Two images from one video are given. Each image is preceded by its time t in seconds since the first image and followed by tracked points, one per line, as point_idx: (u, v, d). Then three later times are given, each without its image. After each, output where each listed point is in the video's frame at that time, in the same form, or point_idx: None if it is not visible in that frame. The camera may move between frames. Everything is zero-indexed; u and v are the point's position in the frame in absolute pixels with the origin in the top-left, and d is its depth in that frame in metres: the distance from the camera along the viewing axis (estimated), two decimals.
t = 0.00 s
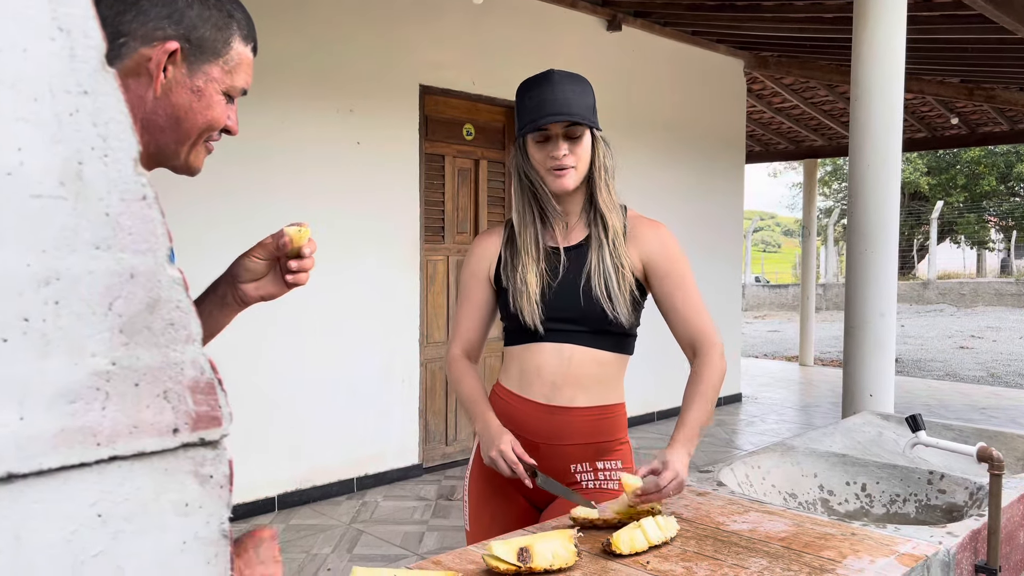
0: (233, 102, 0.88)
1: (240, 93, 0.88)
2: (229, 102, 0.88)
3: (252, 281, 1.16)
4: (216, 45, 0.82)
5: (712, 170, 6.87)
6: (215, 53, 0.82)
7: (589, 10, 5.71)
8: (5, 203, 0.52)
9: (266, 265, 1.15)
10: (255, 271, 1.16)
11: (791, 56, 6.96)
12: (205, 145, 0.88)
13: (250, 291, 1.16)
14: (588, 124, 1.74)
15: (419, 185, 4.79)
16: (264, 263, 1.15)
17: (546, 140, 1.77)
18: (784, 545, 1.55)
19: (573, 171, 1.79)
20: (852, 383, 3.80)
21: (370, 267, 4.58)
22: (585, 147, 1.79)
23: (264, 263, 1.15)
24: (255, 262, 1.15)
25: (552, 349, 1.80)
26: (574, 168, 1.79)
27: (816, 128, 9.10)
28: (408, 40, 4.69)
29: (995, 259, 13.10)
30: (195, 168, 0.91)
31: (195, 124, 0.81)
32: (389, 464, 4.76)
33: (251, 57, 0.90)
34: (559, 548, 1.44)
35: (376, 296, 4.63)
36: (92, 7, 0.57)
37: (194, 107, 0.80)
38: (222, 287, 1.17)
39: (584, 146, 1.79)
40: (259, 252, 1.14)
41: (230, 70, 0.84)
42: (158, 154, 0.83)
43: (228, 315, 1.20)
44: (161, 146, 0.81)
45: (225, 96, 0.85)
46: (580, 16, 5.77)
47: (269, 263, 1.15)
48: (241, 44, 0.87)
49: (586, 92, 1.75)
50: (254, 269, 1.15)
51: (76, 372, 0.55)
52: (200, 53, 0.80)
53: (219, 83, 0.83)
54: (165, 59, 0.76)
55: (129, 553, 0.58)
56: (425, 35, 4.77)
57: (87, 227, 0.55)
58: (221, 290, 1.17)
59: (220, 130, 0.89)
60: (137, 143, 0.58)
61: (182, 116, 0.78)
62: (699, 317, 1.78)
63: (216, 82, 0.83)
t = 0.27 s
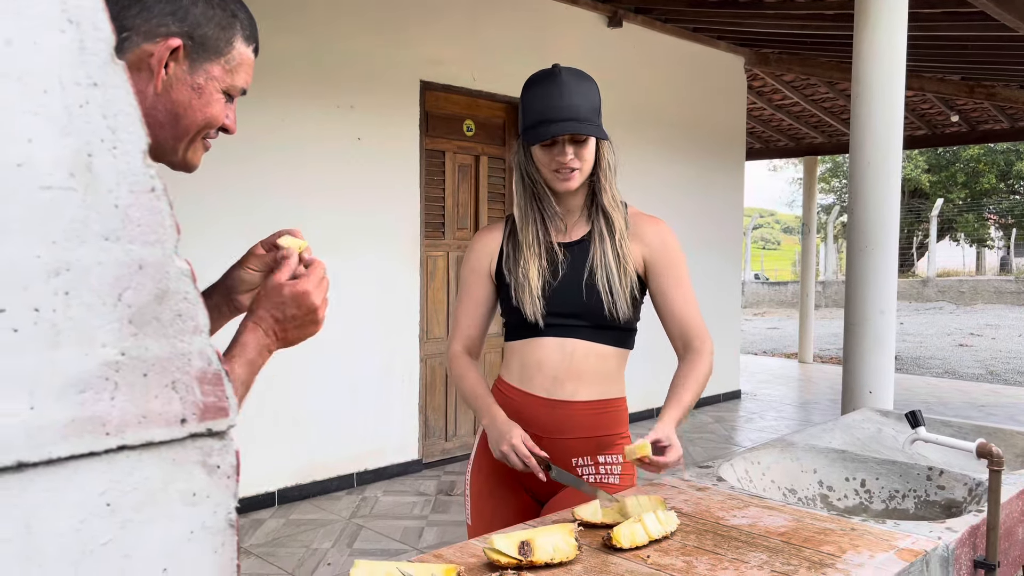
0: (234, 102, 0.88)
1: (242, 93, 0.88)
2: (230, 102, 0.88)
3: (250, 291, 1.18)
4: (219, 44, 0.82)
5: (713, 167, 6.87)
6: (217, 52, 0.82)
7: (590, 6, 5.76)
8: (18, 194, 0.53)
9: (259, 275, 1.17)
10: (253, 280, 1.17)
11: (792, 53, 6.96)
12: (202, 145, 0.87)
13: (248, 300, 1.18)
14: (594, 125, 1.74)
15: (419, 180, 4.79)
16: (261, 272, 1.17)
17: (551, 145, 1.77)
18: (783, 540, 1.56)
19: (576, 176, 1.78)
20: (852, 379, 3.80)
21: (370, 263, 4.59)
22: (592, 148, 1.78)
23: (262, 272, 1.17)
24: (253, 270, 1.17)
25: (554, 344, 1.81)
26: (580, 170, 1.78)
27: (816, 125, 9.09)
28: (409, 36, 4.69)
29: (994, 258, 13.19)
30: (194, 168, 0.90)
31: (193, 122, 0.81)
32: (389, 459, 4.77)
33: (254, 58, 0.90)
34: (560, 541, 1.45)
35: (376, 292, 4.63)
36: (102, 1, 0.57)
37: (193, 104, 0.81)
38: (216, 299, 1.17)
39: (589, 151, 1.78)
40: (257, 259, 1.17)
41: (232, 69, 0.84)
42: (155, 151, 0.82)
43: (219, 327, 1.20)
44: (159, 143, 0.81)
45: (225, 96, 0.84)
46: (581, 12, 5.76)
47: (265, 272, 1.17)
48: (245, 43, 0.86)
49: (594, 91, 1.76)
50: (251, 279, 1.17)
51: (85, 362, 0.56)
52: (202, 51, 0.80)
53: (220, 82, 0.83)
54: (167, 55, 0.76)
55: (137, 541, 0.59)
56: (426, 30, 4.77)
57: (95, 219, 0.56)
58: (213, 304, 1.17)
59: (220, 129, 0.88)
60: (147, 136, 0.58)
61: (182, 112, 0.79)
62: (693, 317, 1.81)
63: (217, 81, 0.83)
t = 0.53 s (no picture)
0: (233, 95, 0.88)
1: (241, 87, 0.88)
2: (229, 96, 0.87)
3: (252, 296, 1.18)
4: (216, 38, 0.82)
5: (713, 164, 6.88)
6: (215, 45, 0.82)
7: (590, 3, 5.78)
8: (34, 188, 0.53)
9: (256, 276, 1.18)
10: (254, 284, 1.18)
11: (792, 51, 6.96)
12: (201, 141, 0.87)
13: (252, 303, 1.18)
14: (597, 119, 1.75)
15: (420, 176, 4.79)
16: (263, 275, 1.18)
17: (554, 131, 1.79)
18: (784, 536, 1.56)
19: (577, 166, 1.80)
20: (851, 377, 3.81)
21: (370, 259, 4.59)
22: (594, 143, 1.80)
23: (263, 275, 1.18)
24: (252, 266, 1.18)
25: (555, 340, 1.81)
26: (580, 160, 1.80)
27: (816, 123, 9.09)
28: (409, 31, 4.69)
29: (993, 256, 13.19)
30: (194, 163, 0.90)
31: (189, 116, 0.81)
32: (389, 455, 4.78)
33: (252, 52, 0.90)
34: (561, 536, 1.46)
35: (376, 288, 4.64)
36: None
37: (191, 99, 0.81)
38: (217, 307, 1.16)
39: (591, 141, 1.79)
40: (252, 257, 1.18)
41: (229, 63, 0.84)
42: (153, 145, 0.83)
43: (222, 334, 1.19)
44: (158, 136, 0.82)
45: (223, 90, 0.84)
46: (582, 9, 5.76)
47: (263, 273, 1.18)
48: (243, 37, 0.86)
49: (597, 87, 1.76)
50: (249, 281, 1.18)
51: (98, 354, 0.56)
52: (199, 45, 0.80)
53: (218, 76, 0.83)
54: (164, 50, 0.77)
55: (148, 532, 0.59)
56: (426, 26, 4.76)
57: (108, 212, 0.56)
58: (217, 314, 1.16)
59: (218, 123, 0.88)
60: (158, 130, 0.58)
61: (178, 106, 0.79)
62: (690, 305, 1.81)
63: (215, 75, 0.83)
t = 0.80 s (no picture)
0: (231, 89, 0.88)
1: (239, 81, 0.88)
2: (227, 90, 0.87)
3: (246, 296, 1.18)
4: (210, 32, 0.82)
5: (711, 163, 6.88)
6: (209, 40, 0.82)
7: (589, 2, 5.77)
8: (31, 195, 0.54)
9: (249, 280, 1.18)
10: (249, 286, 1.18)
11: (790, 50, 6.96)
12: (202, 136, 0.87)
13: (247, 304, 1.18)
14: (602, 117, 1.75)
15: (417, 173, 4.79)
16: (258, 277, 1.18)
17: (557, 126, 1.79)
18: (779, 537, 1.57)
19: (580, 163, 1.81)
20: (847, 376, 3.82)
21: (367, 256, 4.58)
22: (599, 142, 1.80)
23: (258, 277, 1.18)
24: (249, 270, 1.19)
25: (548, 342, 1.83)
26: (582, 159, 1.81)
27: (813, 122, 9.09)
28: (407, 28, 4.68)
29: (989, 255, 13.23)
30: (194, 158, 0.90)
31: (187, 113, 0.81)
32: (386, 452, 4.79)
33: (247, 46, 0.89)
34: (557, 536, 1.46)
35: (372, 285, 4.63)
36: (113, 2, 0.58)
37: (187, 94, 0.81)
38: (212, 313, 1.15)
39: (596, 138, 1.80)
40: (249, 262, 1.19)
41: (224, 56, 0.83)
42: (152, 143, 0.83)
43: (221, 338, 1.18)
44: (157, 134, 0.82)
45: (221, 85, 0.84)
46: (580, 6, 5.76)
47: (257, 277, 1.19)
48: (236, 31, 0.86)
49: (598, 86, 1.75)
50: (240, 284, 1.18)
51: (96, 359, 0.56)
52: (194, 40, 0.80)
53: (214, 71, 0.82)
54: (158, 46, 0.77)
55: (145, 536, 0.59)
56: (424, 24, 4.75)
57: (106, 218, 0.56)
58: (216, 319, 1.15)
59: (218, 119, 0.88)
60: (157, 135, 0.58)
61: (175, 103, 0.79)
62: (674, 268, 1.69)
63: (210, 70, 0.83)
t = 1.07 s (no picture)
0: (232, 75, 0.85)
1: (238, 67, 0.86)
2: (227, 78, 0.85)
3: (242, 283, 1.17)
4: (201, 18, 0.79)
5: (708, 162, 6.89)
6: (201, 26, 0.79)
7: None
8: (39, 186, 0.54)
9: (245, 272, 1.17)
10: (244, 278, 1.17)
11: (787, 49, 6.96)
12: (204, 127, 0.84)
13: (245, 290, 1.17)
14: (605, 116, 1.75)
15: (414, 171, 4.78)
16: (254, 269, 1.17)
17: (559, 125, 1.79)
18: (775, 534, 1.58)
19: (580, 162, 1.80)
20: (842, 376, 3.83)
21: (364, 253, 4.58)
22: (601, 141, 1.80)
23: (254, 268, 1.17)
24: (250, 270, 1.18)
25: (545, 341, 1.83)
26: (583, 157, 1.79)
27: (809, 122, 9.11)
28: (404, 25, 4.67)
29: (984, 256, 13.27)
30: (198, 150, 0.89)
31: (185, 102, 0.79)
32: (382, 449, 4.79)
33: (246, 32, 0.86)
34: (554, 533, 1.47)
35: (368, 282, 4.62)
36: None
37: (182, 83, 0.79)
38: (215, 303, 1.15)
39: (598, 137, 1.79)
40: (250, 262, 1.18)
41: (218, 42, 0.81)
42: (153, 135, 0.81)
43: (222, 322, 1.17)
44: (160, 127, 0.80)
45: (217, 71, 0.81)
46: (578, 4, 5.75)
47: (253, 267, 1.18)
48: (231, 18, 0.83)
49: (601, 85, 1.74)
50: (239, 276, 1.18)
51: (99, 350, 0.57)
52: (184, 27, 0.78)
53: (209, 58, 0.80)
54: (148, 35, 0.75)
55: (147, 527, 0.60)
56: (421, 21, 4.74)
57: (111, 211, 0.57)
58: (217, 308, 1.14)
59: (220, 108, 0.86)
60: (161, 129, 0.59)
61: (171, 91, 0.77)
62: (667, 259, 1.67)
63: (205, 57, 0.80)
